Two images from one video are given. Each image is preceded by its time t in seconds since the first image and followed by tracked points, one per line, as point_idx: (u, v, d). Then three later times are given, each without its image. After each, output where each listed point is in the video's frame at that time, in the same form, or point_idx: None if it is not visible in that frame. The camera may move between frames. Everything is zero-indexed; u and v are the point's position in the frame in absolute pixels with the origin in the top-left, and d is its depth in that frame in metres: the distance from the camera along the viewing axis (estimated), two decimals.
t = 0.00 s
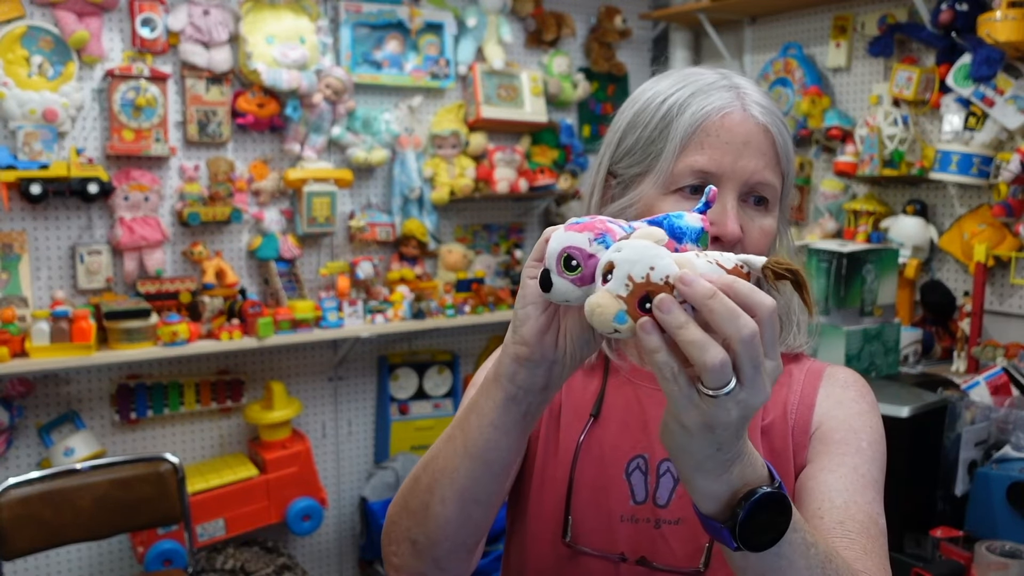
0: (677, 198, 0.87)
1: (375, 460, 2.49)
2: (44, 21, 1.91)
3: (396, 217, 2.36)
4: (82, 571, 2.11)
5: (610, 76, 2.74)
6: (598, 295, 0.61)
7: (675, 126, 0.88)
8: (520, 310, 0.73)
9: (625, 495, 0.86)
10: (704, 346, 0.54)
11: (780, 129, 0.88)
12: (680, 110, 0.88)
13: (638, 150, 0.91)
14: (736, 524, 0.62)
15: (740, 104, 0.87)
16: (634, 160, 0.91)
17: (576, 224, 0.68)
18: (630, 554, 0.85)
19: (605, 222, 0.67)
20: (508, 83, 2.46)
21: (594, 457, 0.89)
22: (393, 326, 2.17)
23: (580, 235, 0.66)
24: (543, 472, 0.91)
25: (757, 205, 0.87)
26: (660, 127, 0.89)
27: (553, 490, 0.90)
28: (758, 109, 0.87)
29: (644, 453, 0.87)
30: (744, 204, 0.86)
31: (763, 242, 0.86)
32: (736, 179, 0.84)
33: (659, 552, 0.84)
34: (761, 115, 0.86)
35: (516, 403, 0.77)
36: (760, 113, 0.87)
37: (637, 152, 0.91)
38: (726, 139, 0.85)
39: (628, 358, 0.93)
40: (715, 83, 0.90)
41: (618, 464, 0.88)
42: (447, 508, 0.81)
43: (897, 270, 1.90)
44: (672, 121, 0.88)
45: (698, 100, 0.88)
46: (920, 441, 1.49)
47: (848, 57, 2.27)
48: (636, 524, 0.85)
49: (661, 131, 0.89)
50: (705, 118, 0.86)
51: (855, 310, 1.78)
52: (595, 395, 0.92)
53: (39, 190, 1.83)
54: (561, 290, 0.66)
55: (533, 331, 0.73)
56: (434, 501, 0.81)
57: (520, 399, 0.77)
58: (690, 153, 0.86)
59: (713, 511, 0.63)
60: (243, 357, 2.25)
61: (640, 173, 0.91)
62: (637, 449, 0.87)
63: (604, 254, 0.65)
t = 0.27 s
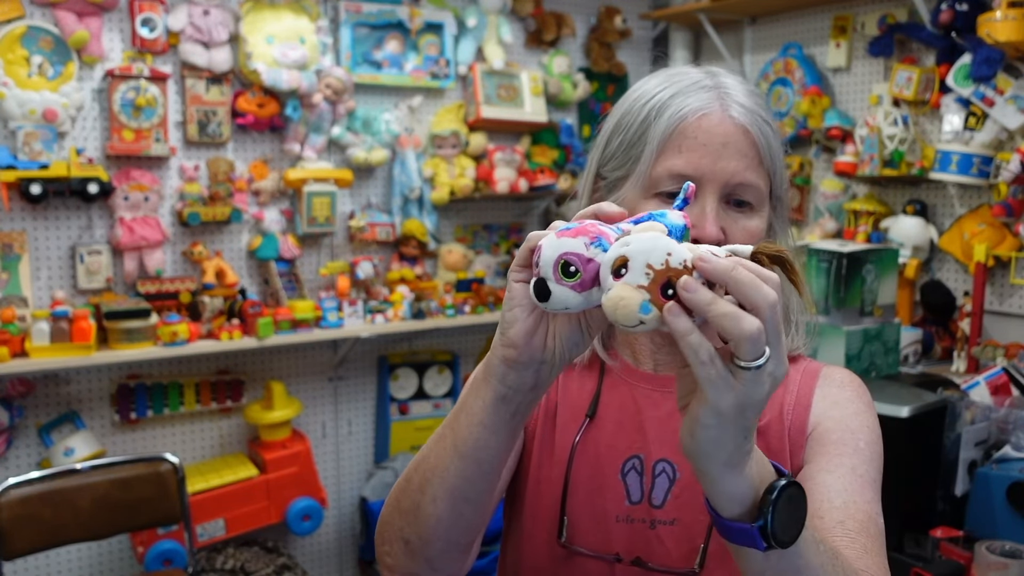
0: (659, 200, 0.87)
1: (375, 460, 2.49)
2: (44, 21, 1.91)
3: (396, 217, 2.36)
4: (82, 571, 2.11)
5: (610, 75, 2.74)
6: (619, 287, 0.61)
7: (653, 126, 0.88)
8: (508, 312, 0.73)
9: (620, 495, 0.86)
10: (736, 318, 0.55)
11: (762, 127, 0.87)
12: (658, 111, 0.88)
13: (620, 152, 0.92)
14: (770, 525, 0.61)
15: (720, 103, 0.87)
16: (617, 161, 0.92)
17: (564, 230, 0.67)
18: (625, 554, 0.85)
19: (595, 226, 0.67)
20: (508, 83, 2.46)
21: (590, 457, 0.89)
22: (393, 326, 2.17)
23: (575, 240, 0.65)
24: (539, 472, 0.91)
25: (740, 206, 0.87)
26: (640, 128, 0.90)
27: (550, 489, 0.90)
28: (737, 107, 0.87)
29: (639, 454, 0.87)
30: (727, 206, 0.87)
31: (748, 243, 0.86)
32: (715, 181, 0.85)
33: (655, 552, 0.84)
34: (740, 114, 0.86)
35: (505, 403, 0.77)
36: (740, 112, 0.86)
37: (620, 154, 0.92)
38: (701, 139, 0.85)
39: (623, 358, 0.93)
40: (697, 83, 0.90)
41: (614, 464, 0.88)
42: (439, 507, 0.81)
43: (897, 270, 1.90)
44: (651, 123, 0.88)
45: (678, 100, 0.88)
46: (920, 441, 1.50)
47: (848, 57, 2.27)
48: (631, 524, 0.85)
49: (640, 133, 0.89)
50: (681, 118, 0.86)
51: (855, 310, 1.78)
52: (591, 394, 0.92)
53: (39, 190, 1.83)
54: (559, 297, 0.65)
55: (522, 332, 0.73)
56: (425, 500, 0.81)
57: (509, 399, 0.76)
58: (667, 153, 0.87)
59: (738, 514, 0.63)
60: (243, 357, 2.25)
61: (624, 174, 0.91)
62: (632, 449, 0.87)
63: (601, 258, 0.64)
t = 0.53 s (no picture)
0: (620, 220, 0.82)
1: (375, 460, 2.49)
2: (44, 21, 1.91)
3: (396, 217, 2.36)
4: (82, 571, 2.11)
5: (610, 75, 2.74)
6: (623, 386, 0.51)
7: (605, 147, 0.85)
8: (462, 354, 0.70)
9: (617, 496, 0.87)
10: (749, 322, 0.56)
11: (713, 141, 0.79)
12: (610, 130, 0.85)
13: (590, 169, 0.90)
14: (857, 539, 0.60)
15: (669, 118, 0.80)
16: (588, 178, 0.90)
17: (513, 330, 0.56)
18: (621, 556, 0.84)
19: (549, 320, 0.56)
20: (508, 83, 2.46)
21: (587, 459, 0.89)
22: (393, 326, 2.17)
23: (532, 347, 0.54)
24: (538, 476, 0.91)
25: (701, 218, 0.80)
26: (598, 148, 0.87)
27: (548, 492, 0.90)
28: (686, 121, 0.79)
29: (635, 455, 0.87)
30: (687, 219, 0.80)
31: (715, 253, 0.79)
32: (666, 199, 0.78)
33: (651, 554, 0.84)
34: (687, 129, 0.79)
35: (466, 434, 0.73)
36: (688, 126, 0.79)
37: (591, 168, 0.90)
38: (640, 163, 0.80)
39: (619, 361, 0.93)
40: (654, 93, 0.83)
41: (611, 465, 0.88)
42: (411, 524, 0.79)
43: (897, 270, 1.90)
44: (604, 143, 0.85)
45: (630, 115, 0.83)
46: (918, 441, 1.51)
47: (848, 57, 2.27)
48: (628, 525, 0.85)
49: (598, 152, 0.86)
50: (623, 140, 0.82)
51: (855, 310, 1.78)
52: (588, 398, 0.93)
53: (39, 190, 1.83)
54: (525, 413, 0.55)
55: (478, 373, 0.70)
56: (397, 516, 0.80)
57: (468, 429, 0.73)
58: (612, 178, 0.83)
59: (813, 543, 0.60)
60: (243, 357, 2.25)
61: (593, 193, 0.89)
62: (628, 451, 0.88)
63: (567, 361, 0.54)
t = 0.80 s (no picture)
0: (600, 213, 0.82)
1: (375, 460, 2.49)
2: (43, 20, 1.91)
3: (396, 217, 2.36)
4: (82, 571, 2.10)
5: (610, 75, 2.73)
6: None
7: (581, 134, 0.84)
8: None
9: (604, 510, 0.83)
10: None
11: (691, 130, 0.78)
12: (587, 116, 0.84)
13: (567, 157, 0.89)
14: None
15: (648, 106, 0.79)
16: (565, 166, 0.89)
17: None
18: (606, 572, 0.82)
19: None
20: (508, 83, 2.46)
21: (573, 471, 0.86)
22: (393, 326, 2.17)
23: None
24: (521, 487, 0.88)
25: (683, 209, 0.79)
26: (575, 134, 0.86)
27: (532, 505, 0.87)
28: (665, 110, 0.78)
29: (621, 469, 0.84)
30: (667, 210, 0.79)
31: (697, 247, 0.79)
32: (647, 192, 0.78)
33: (638, 570, 0.81)
34: (665, 118, 0.78)
35: None
36: (667, 116, 0.78)
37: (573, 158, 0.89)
38: (613, 151, 0.80)
39: (605, 364, 0.90)
40: (635, 80, 0.82)
41: (598, 478, 0.85)
42: None
43: (897, 270, 1.89)
44: (580, 130, 0.84)
45: (609, 102, 0.82)
46: (919, 441, 1.48)
47: (848, 56, 2.27)
48: (614, 541, 0.82)
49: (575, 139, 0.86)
50: (599, 127, 0.81)
51: (855, 310, 1.77)
52: (574, 406, 0.89)
53: (39, 189, 1.83)
54: None
55: None
56: None
57: None
58: (587, 166, 0.83)
59: None
60: (243, 357, 2.25)
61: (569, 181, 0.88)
62: (616, 463, 0.84)
63: None
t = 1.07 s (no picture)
0: (581, 209, 0.82)
1: (374, 461, 2.49)
2: (43, 20, 1.91)
3: (396, 217, 2.36)
4: (82, 571, 2.10)
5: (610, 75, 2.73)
6: None
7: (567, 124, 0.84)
8: None
9: (577, 527, 0.83)
10: None
11: (676, 124, 0.77)
12: (575, 106, 0.84)
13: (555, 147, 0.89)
14: None
15: (635, 98, 0.79)
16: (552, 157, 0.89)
17: None
18: None
19: None
20: (507, 83, 2.46)
21: (547, 486, 0.85)
22: (393, 326, 2.17)
23: None
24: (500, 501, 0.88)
25: (666, 207, 0.79)
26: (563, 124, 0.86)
27: (509, 520, 0.87)
28: (651, 102, 0.78)
29: (592, 486, 0.83)
30: (649, 207, 0.79)
31: (675, 247, 0.78)
32: (627, 187, 0.78)
33: None
34: (649, 111, 0.78)
35: None
36: (653, 109, 0.78)
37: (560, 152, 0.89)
38: (596, 142, 0.80)
39: (586, 371, 0.90)
40: (625, 72, 0.82)
41: (572, 494, 0.84)
42: None
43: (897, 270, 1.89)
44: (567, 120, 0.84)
45: (596, 93, 0.82)
46: (919, 441, 1.48)
47: (848, 56, 2.27)
48: (586, 558, 0.82)
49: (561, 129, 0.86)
50: (584, 116, 0.81)
51: (855, 310, 1.78)
52: (552, 418, 0.88)
53: (39, 190, 1.83)
54: None
55: None
56: None
57: None
58: (570, 156, 0.83)
59: None
60: (243, 357, 2.25)
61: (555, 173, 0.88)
62: (590, 479, 0.84)
63: None
